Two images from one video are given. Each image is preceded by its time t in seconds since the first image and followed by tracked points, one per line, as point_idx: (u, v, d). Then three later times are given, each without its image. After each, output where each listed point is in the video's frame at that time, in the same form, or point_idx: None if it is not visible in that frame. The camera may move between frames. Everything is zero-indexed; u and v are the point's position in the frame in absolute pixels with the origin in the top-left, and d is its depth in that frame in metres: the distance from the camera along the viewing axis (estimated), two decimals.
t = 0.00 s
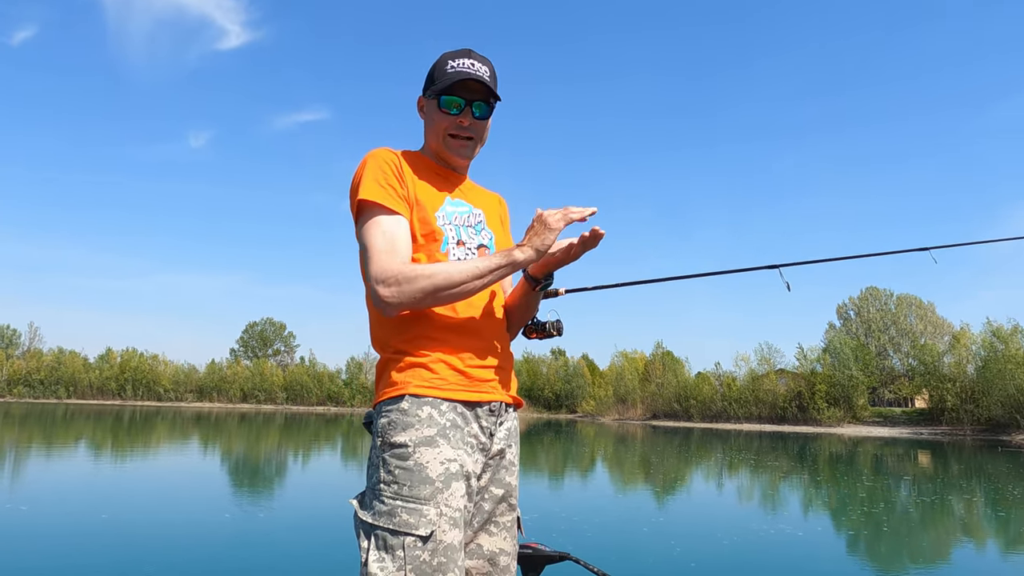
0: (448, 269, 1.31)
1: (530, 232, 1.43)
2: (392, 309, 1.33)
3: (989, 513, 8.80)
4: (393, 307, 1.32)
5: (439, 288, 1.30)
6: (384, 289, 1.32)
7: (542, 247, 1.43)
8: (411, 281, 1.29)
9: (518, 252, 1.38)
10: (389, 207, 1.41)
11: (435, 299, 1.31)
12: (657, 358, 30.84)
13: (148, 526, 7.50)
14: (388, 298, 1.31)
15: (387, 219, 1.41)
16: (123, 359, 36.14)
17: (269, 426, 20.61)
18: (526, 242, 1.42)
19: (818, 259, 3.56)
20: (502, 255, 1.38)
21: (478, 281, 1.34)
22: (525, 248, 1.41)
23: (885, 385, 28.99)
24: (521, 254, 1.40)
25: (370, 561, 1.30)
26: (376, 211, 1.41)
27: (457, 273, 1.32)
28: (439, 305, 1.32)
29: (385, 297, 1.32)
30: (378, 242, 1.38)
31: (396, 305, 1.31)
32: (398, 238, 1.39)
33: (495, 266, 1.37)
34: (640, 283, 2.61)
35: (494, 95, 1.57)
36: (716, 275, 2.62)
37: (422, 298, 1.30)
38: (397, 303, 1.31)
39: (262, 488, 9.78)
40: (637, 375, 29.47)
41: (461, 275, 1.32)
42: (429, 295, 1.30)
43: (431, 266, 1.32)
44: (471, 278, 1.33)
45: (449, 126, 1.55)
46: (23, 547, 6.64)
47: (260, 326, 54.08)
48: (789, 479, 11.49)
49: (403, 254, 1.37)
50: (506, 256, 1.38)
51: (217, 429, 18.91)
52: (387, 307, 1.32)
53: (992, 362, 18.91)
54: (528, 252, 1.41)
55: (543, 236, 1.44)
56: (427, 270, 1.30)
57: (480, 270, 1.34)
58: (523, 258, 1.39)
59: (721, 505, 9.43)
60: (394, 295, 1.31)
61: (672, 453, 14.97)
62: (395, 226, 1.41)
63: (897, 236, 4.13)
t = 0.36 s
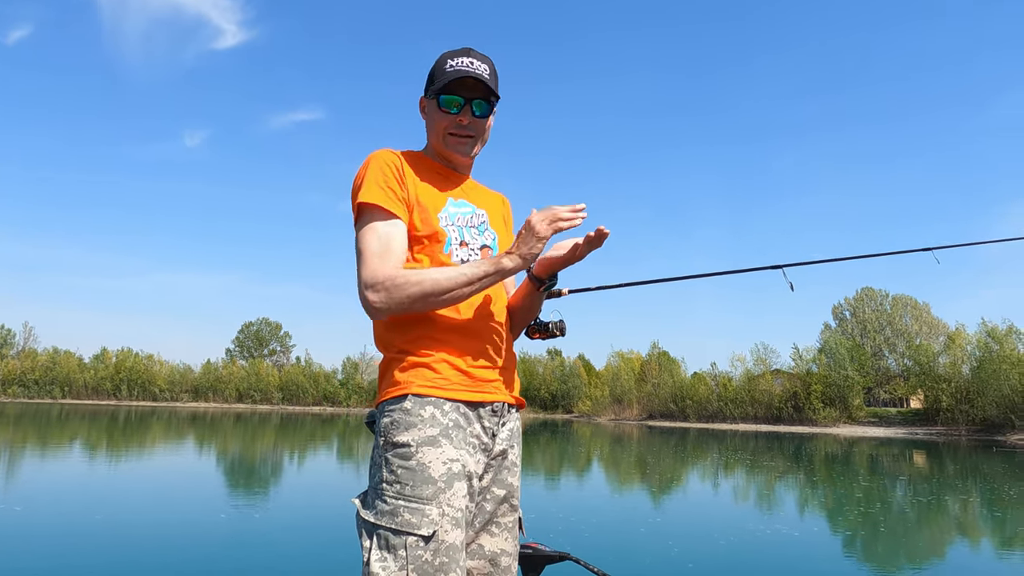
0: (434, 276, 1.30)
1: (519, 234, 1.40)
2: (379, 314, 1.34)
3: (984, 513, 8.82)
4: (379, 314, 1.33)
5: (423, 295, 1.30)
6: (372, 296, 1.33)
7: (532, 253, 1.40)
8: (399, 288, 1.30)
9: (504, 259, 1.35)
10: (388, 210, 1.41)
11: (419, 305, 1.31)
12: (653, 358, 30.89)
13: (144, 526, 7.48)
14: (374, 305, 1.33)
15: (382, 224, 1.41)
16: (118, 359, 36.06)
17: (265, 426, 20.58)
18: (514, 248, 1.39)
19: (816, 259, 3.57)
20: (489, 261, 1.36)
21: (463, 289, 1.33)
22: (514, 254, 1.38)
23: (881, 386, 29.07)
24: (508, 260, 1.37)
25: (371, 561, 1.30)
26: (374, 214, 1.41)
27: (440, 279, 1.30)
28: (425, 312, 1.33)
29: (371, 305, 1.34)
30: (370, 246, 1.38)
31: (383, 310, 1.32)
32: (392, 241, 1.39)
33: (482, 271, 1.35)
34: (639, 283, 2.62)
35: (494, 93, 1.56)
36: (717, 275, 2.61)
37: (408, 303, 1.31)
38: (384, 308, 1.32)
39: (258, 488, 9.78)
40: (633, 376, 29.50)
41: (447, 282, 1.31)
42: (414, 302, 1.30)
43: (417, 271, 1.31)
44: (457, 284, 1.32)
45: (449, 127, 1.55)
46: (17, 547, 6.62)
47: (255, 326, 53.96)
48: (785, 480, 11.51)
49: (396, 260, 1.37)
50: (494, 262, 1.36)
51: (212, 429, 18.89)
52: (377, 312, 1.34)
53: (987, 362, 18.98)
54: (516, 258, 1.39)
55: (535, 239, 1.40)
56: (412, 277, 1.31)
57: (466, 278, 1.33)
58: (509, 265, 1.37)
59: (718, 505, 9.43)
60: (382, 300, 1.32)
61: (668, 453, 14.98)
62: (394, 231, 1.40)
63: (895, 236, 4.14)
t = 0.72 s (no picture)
0: (374, 261, 1.29)
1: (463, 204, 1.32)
2: (339, 310, 1.34)
3: (980, 513, 8.81)
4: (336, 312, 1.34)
5: (370, 284, 1.29)
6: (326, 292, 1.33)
7: (478, 221, 1.31)
8: (346, 280, 1.30)
9: (444, 229, 1.28)
10: (378, 208, 1.39)
11: (370, 294, 1.30)
12: (649, 358, 30.93)
13: (140, 528, 7.45)
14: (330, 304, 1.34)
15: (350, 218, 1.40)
16: (113, 360, 35.94)
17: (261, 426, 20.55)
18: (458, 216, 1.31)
19: (815, 258, 3.59)
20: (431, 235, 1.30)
21: (407, 271, 1.29)
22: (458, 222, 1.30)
23: (876, 385, 29.12)
24: (450, 231, 1.30)
25: (370, 560, 1.29)
26: (357, 213, 1.39)
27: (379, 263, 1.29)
28: (378, 300, 1.31)
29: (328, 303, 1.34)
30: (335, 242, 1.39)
31: (337, 304, 1.32)
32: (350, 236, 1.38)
33: (426, 249, 1.30)
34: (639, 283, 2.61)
35: (494, 86, 1.55)
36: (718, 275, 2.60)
37: (359, 293, 1.30)
38: (338, 302, 1.32)
39: (253, 488, 9.77)
40: (629, 376, 29.53)
41: (391, 266, 1.29)
42: (364, 293, 1.30)
43: (364, 257, 1.31)
44: (401, 267, 1.29)
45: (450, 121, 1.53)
46: (10, 548, 6.57)
47: (250, 326, 53.79)
48: (781, 479, 11.49)
49: (358, 248, 1.36)
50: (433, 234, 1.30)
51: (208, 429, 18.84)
52: (335, 308, 1.34)
53: (982, 362, 19.02)
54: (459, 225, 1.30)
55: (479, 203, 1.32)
56: (358, 265, 1.30)
57: (409, 259, 1.29)
58: (451, 235, 1.29)
59: (714, 505, 9.40)
60: (333, 294, 1.32)
61: (664, 453, 14.97)
62: (370, 231, 1.38)
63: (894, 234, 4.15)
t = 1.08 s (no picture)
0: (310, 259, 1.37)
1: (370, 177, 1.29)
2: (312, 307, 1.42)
3: (975, 512, 8.85)
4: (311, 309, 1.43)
5: (319, 277, 1.36)
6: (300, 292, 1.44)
7: (379, 190, 1.26)
8: (298, 280, 1.40)
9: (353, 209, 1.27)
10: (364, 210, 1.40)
11: (324, 286, 1.37)
12: (645, 358, 30.99)
13: (135, 529, 7.40)
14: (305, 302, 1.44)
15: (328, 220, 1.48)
16: (107, 360, 35.80)
17: (256, 427, 20.48)
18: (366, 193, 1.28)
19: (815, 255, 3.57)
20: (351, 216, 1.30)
21: (337, 256, 1.32)
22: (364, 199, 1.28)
23: (871, 385, 29.21)
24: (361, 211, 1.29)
25: (366, 562, 1.26)
26: (342, 214, 1.41)
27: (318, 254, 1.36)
28: (332, 294, 1.39)
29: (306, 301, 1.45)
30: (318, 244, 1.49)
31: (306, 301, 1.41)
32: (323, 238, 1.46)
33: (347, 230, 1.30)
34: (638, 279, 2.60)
35: (494, 79, 1.52)
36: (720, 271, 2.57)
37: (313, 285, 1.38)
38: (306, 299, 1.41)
39: (248, 489, 9.71)
40: (625, 376, 29.55)
41: (327, 253, 1.33)
42: (315, 286, 1.37)
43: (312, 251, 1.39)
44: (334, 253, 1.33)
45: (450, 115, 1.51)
46: None
47: (245, 326, 53.64)
48: (777, 479, 11.51)
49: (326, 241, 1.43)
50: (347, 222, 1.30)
51: (203, 430, 18.76)
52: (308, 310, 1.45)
53: (976, 362, 19.09)
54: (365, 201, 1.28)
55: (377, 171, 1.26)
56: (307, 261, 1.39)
57: (339, 243, 1.32)
58: (363, 211, 1.28)
59: (711, 505, 9.39)
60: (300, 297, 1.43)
61: (659, 453, 14.96)
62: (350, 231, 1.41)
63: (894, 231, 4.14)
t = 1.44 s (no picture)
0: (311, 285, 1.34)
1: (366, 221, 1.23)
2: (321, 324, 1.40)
3: (968, 513, 8.89)
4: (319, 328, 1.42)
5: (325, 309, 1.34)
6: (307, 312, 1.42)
7: (374, 239, 1.20)
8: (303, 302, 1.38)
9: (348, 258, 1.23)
10: (354, 215, 1.39)
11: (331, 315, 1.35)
12: (640, 359, 31.02)
13: (129, 529, 7.37)
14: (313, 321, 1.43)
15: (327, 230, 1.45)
16: (101, 361, 35.66)
17: (251, 427, 20.41)
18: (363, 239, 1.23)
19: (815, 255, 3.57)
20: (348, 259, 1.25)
21: (338, 294, 1.29)
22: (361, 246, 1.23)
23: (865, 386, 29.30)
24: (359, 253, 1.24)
25: (359, 567, 1.24)
26: (339, 221, 1.40)
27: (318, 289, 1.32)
28: (333, 318, 1.37)
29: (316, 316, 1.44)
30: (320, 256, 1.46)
31: (316, 323, 1.39)
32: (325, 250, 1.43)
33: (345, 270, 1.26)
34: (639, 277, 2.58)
35: (493, 71, 1.50)
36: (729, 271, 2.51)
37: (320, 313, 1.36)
38: (315, 321, 1.39)
39: (242, 490, 9.67)
40: (621, 377, 29.58)
41: (329, 285, 1.30)
42: (320, 315, 1.36)
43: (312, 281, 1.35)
44: (335, 291, 1.30)
45: (448, 111, 1.49)
46: None
47: (240, 326, 53.50)
48: (771, 480, 11.55)
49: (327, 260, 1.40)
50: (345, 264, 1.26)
51: (198, 431, 18.70)
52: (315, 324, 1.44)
53: (970, 363, 19.16)
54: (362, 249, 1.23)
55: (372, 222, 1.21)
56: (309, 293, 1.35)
57: (338, 278, 1.28)
58: (359, 256, 1.23)
59: (706, 506, 9.37)
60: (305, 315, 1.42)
61: (655, 454, 14.97)
62: (348, 240, 1.38)
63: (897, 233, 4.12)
